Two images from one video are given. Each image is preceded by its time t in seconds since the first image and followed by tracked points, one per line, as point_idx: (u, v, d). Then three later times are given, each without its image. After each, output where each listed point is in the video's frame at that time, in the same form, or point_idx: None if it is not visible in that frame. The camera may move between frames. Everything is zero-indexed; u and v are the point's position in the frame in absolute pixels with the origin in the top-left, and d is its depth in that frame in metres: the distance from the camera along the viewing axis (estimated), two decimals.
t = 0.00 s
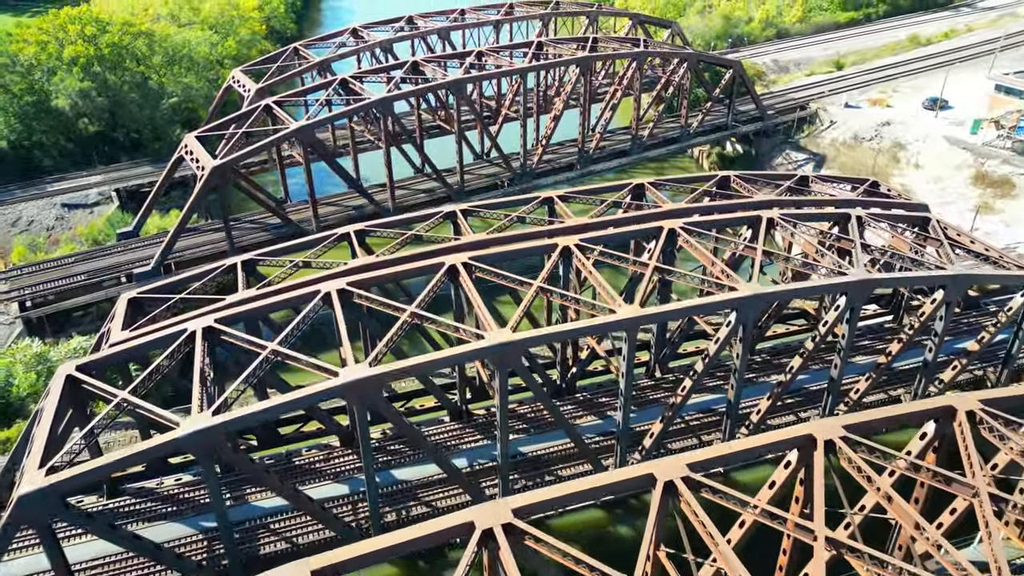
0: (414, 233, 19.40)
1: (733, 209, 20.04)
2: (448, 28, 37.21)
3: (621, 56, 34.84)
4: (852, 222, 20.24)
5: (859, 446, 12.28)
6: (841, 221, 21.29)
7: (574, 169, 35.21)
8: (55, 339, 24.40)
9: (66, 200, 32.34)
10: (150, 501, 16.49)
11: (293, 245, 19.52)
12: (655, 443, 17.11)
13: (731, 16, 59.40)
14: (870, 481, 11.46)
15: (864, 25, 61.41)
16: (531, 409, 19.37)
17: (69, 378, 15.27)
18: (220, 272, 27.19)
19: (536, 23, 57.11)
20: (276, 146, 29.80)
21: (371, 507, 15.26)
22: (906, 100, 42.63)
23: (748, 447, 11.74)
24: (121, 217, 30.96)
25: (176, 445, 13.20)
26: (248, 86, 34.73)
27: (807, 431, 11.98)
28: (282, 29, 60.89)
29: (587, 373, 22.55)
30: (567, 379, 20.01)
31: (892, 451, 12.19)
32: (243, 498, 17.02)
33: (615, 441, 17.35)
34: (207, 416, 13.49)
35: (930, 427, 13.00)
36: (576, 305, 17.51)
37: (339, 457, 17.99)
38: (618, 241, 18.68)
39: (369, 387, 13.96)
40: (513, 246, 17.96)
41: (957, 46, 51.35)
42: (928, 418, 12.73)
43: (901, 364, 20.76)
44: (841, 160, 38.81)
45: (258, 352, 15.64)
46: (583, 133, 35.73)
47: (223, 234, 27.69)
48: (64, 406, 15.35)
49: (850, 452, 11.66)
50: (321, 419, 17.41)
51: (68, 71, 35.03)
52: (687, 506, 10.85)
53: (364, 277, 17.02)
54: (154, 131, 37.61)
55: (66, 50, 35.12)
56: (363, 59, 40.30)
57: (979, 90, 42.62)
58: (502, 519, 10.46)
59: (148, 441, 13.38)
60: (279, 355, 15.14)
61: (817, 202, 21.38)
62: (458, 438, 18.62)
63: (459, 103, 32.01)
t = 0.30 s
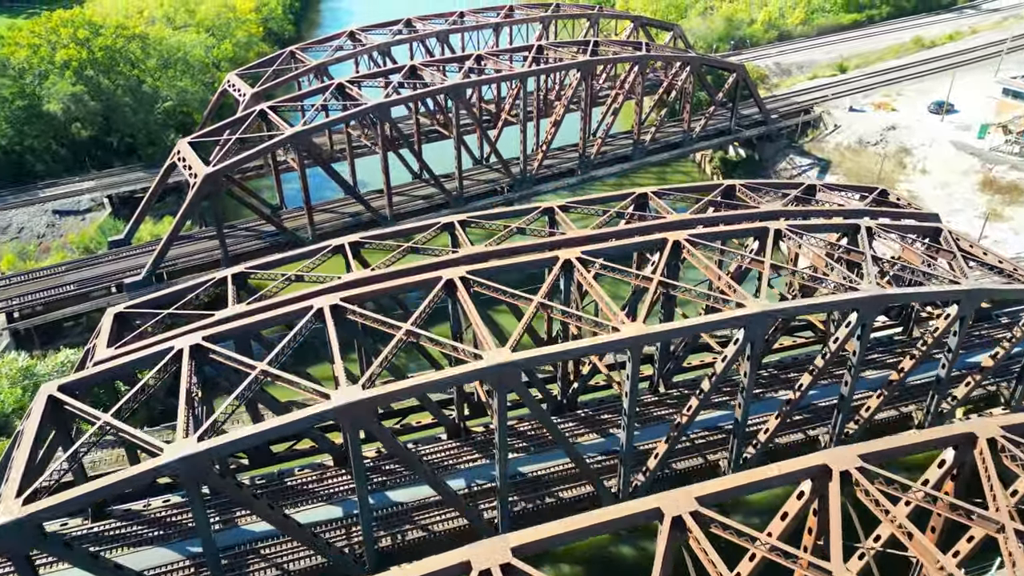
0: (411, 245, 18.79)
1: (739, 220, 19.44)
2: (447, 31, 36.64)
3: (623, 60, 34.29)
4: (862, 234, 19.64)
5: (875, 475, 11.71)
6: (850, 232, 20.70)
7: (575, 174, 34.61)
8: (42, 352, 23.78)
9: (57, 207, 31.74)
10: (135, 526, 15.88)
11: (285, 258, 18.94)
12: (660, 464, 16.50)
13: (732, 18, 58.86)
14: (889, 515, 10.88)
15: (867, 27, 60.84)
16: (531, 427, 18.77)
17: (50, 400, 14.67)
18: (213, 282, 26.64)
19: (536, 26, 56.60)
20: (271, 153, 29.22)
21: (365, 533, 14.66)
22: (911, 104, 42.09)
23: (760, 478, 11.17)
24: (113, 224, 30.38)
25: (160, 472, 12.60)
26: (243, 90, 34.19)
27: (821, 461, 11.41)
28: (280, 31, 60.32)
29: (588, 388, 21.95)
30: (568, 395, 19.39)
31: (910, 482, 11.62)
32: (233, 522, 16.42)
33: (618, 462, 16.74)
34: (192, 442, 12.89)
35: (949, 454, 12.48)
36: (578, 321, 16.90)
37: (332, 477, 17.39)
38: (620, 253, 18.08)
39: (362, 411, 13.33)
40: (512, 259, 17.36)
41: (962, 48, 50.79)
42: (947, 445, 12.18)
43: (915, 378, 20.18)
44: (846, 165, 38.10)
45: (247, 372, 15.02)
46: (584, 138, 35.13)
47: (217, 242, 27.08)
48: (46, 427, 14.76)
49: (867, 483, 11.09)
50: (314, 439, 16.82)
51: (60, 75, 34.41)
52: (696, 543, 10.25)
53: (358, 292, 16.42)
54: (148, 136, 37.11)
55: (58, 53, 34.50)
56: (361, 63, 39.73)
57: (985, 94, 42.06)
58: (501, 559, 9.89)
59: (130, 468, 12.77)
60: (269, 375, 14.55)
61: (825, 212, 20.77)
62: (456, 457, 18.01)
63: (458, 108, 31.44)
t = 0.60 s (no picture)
0: (407, 259, 18.19)
1: (746, 232, 18.83)
2: (446, 34, 36.05)
3: (624, 64, 33.68)
4: (873, 246, 19.03)
5: (894, 511, 11.09)
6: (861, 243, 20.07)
7: (575, 180, 34.04)
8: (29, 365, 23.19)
9: (48, 214, 31.15)
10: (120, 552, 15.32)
11: (277, 271, 18.33)
12: (665, 487, 15.89)
13: (735, 19, 58.33)
14: (910, 555, 10.26)
15: (871, 29, 60.22)
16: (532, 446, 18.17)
17: (29, 423, 14.07)
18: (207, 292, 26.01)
19: (536, 28, 56.08)
20: (265, 160, 28.61)
21: (358, 562, 14.05)
22: (917, 107, 41.49)
23: (771, 515, 10.60)
24: (104, 232, 29.79)
25: (141, 504, 11.99)
26: (238, 94, 33.60)
27: (837, 496, 10.81)
28: (278, 32, 59.69)
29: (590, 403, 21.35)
30: (569, 413, 18.80)
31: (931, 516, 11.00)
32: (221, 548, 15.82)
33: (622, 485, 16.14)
34: (176, 472, 12.28)
35: (970, 484, 11.90)
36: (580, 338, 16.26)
37: (325, 499, 16.82)
38: (624, 267, 17.48)
39: (354, 438, 12.68)
40: (511, 274, 16.77)
41: (967, 51, 50.18)
42: (969, 476, 11.57)
43: (929, 395, 19.60)
44: (851, 170, 37.44)
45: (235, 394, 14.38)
46: (585, 143, 34.55)
47: (209, 251, 26.47)
48: (27, 450, 14.17)
49: (886, 520, 10.47)
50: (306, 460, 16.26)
51: (51, 80, 33.86)
52: None
53: (352, 309, 15.80)
54: (142, 140, 36.45)
55: (49, 57, 33.95)
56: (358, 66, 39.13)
57: (992, 98, 41.48)
58: None
59: (110, 499, 12.15)
60: (258, 398, 13.95)
61: (835, 223, 20.13)
62: (454, 478, 17.43)
63: (457, 113, 30.85)
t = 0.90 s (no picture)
0: (403, 273, 17.58)
1: (754, 245, 18.21)
2: (445, 38, 35.44)
3: (626, 68, 33.06)
4: (885, 259, 18.40)
5: (916, 548, 10.47)
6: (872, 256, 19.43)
7: (576, 187, 33.44)
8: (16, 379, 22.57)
9: (39, 221, 30.55)
10: None
11: (269, 286, 17.71)
12: (671, 512, 15.29)
13: (737, 21, 57.71)
14: None
15: (874, 31, 59.64)
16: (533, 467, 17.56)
17: (7, 450, 13.45)
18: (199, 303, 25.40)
19: (537, 31, 55.52)
20: (260, 167, 27.98)
21: None
22: (923, 111, 40.92)
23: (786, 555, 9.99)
24: (95, 240, 29.19)
25: (121, 540, 11.38)
26: (233, 99, 33.01)
27: (856, 535, 10.19)
28: (276, 34, 59.06)
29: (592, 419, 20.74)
30: (571, 431, 18.20)
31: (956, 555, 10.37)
32: None
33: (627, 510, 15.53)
34: (158, 505, 11.65)
35: (994, 518, 11.26)
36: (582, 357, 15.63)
37: (318, 524, 16.20)
38: (627, 282, 16.87)
39: (346, 467, 12.07)
40: (511, 289, 16.20)
41: (972, 53, 49.58)
42: (993, 511, 10.95)
43: (945, 412, 18.98)
44: (857, 176, 36.72)
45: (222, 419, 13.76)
46: (586, 149, 33.95)
47: (201, 260, 25.87)
48: (5, 478, 13.56)
49: (909, 561, 9.85)
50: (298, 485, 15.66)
51: (42, 85, 33.24)
52: None
53: (345, 327, 15.18)
54: (136, 146, 35.87)
55: (40, 61, 33.31)
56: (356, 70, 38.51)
57: (999, 102, 40.92)
58: None
59: (88, 535, 11.53)
60: (246, 423, 13.33)
61: (845, 234, 19.50)
62: (451, 501, 16.83)
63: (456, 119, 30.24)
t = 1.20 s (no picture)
0: (398, 289, 16.98)
1: (762, 259, 17.61)
2: (444, 41, 34.81)
3: (628, 73, 32.45)
4: (897, 274, 17.78)
5: None
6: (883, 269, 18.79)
7: (577, 193, 32.86)
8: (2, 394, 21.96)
9: (29, 229, 29.97)
10: None
11: (259, 302, 17.08)
12: (677, 541, 14.67)
13: (740, 24, 57.11)
14: None
15: (878, 33, 59.06)
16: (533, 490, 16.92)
17: None
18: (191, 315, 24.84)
19: (537, 34, 54.97)
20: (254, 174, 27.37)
21: None
22: (929, 115, 40.33)
23: None
24: (86, 249, 28.60)
25: None
26: (228, 104, 32.43)
27: None
28: (273, 36, 58.47)
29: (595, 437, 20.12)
30: (573, 451, 17.59)
31: None
32: None
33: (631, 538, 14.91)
34: (137, 542, 11.03)
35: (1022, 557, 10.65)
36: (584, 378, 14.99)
37: (309, 551, 15.57)
38: (632, 299, 16.25)
39: (336, 501, 11.45)
40: (510, 306, 15.59)
41: (978, 56, 48.99)
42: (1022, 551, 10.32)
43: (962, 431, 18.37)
44: (862, 182, 36.08)
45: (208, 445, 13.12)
46: (587, 154, 33.36)
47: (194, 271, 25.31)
48: None
49: None
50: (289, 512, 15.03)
51: (33, 89, 32.56)
52: None
53: (337, 348, 14.54)
54: (129, 151, 35.44)
55: (31, 66, 32.60)
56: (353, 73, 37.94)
57: (1006, 106, 40.35)
58: None
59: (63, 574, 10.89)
60: (232, 451, 12.69)
61: (856, 247, 18.88)
62: (448, 526, 16.19)
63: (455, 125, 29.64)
